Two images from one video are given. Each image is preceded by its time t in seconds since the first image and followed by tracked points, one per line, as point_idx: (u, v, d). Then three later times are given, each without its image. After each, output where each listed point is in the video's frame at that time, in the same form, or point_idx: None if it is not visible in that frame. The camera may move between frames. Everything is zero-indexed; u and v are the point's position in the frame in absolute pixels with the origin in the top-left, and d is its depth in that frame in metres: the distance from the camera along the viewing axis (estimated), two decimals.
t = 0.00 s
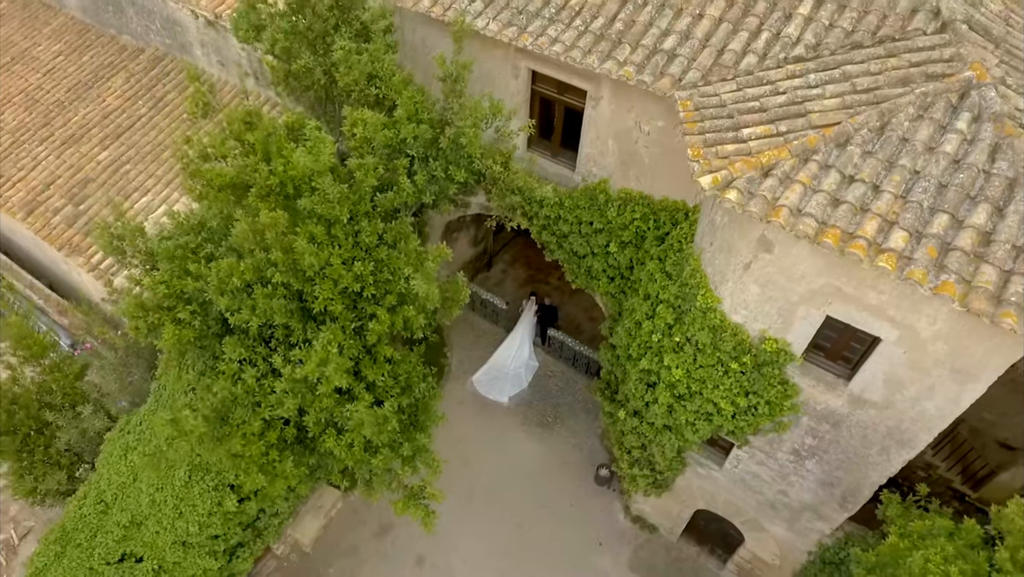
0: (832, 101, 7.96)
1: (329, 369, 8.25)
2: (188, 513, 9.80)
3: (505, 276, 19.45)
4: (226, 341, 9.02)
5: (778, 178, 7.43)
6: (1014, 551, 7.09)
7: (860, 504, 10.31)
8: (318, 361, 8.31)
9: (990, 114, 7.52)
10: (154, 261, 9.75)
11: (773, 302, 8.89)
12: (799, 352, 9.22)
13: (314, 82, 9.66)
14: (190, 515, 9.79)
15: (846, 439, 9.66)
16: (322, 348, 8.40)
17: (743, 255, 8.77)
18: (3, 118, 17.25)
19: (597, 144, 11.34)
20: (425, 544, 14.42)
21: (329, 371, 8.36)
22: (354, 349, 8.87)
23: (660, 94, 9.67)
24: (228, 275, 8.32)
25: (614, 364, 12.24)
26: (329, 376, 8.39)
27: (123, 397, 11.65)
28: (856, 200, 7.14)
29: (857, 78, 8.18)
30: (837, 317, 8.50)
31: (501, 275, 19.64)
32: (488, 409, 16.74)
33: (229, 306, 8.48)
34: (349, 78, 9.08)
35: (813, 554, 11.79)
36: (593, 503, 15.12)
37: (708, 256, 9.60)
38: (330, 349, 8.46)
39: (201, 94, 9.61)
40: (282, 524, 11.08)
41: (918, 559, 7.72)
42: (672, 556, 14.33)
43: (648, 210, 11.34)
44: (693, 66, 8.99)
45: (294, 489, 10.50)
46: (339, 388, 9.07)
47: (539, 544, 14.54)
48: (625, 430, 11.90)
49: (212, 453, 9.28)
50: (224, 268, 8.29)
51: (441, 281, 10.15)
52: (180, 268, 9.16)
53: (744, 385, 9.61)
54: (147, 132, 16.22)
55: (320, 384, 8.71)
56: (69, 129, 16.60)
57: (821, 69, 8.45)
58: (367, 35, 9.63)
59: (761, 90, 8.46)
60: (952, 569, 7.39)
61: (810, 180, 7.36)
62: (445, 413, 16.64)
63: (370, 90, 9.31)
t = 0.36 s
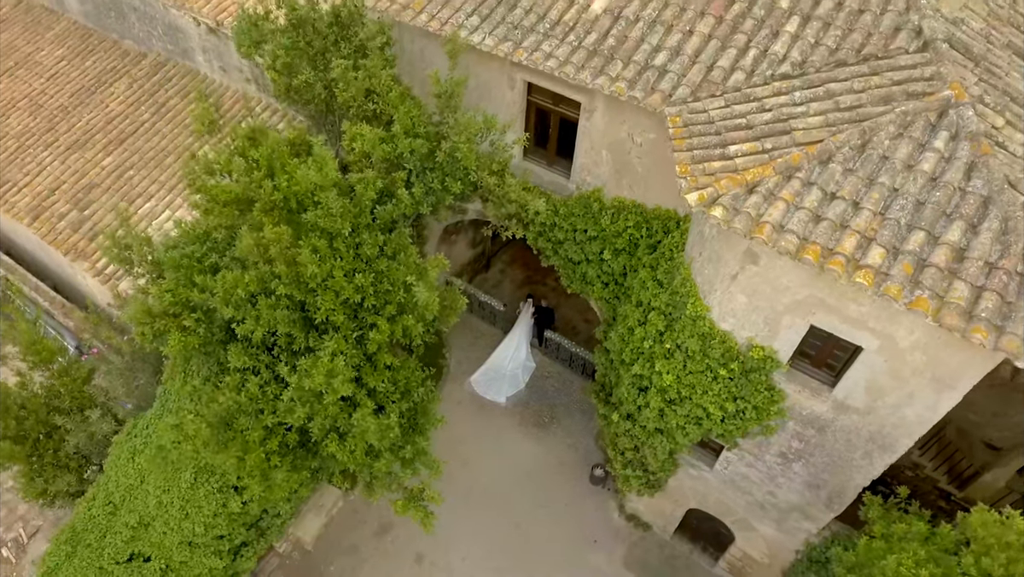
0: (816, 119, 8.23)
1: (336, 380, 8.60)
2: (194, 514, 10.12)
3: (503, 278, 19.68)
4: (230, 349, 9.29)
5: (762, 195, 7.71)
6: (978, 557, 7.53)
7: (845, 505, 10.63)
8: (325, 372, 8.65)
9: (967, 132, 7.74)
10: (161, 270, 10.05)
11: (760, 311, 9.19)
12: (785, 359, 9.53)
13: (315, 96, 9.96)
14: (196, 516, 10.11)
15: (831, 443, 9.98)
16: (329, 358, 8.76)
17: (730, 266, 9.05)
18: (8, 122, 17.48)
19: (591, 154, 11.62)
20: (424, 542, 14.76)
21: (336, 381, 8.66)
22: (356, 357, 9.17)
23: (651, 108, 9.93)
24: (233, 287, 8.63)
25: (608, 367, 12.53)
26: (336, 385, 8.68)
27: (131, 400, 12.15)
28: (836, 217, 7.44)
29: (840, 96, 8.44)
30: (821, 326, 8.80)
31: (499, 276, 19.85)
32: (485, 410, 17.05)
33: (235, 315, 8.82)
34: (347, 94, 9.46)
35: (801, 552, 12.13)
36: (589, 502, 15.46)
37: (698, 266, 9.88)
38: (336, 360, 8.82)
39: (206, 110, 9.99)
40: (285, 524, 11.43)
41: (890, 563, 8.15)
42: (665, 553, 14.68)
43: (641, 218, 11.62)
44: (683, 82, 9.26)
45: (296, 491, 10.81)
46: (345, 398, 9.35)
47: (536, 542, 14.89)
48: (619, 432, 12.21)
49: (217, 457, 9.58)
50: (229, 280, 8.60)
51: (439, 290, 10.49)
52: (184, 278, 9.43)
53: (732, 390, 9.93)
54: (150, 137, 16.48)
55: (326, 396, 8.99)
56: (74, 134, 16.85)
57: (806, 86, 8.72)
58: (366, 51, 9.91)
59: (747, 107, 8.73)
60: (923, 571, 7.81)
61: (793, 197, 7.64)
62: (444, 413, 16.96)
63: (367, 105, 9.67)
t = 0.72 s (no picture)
0: (799, 137, 8.52)
1: (339, 388, 8.92)
2: (199, 516, 10.47)
3: (500, 279, 19.94)
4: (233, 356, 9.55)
5: (746, 212, 8.00)
6: (938, 564, 8.00)
7: (830, 506, 10.99)
8: (327, 380, 8.97)
9: (944, 151, 7.99)
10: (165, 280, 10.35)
11: (746, 321, 9.50)
12: (771, 365, 9.86)
13: (315, 111, 10.23)
14: (201, 518, 10.45)
15: (815, 447, 10.32)
16: (332, 368, 9.08)
17: (717, 277, 9.35)
18: (11, 128, 17.75)
19: (585, 165, 11.90)
20: (423, 541, 15.11)
21: (341, 390, 9.00)
22: (356, 365, 9.48)
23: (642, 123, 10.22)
24: (236, 298, 8.95)
25: (601, 371, 12.85)
26: (340, 393, 9.00)
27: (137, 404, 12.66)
28: (816, 234, 7.74)
29: (823, 114, 8.72)
30: (805, 336, 9.12)
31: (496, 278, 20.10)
32: (482, 410, 17.37)
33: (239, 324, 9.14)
34: (346, 110, 9.74)
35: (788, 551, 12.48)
36: (584, 501, 15.82)
37: (687, 275, 10.18)
38: (339, 368, 9.14)
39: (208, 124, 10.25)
40: (286, 523, 11.81)
41: (857, 571, 8.56)
42: (657, 551, 15.06)
43: (633, 228, 11.93)
44: (672, 99, 9.55)
45: (298, 493, 11.16)
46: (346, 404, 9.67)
47: (532, 540, 15.25)
48: (612, 435, 12.54)
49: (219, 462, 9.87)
50: (233, 292, 8.94)
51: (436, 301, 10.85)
52: (188, 288, 9.72)
53: (720, 396, 10.25)
54: (152, 143, 16.74)
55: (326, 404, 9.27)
56: (77, 140, 17.12)
57: (791, 104, 9.00)
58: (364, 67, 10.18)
59: (734, 124, 9.02)
60: None
61: (775, 214, 7.94)
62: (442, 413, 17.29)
63: (365, 121, 9.98)
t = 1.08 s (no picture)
0: (784, 154, 8.80)
1: (339, 397, 9.22)
2: (204, 518, 10.80)
3: (498, 281, 20.20)
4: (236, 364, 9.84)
5: (732, 228, 8.30)
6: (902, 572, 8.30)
7: (816, 508, 11.32)
8: (328, 389, 9.27)
9: (923, 169, 8.23)
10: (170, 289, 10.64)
11: (733, 330, 9.81)
12: (757, 373, 10.17)
13: (316, 125, 10.51)
14: (206, 520, 10.79)
15: (801, 451, 10.64)
16: (332, 377, 9.37)
17: (706, 287, 9.64)
18: (15, 133, 18.00)
19: (579, 175, 12.17)
20: (421, 540, 15.46)
21: (341, 399, 9.31)
22: (356, 373, 9.78)
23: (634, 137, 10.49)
24: (238, 309, 9.31)
25: (595, 375, 13.16)
26: (340, 402, 9.30)
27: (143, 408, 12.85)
28: (798, 250, 8.05)
29: (807, 132, 8.99)
30: (790, 345, 9.42)
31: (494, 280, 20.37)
32: (480, 411, 17.69)
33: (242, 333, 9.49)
34: (346, 126, 10.02)
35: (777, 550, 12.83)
36: (579, 500, 16.17)
37: (677, 284, 10.47)
38: (339, 377, 9.44)
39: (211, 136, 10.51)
40: (288, 524, 12.19)
41: None
42: (650, 549, 15.41)
43: (626, 237, 12.22)
44: (662, 114, 9.83)
45: (299, 494, 11.51)
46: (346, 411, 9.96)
47: (528, 539, 15.60)
48: (605, 438, 12.87)
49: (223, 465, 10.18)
50: (235, 304, 9.31)
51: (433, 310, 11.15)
52: (194, 298, 10.05)
53: (709, 402, 10.57)
54: (155, 149, 17.02)
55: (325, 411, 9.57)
56: (81, 146, 17.38)
57: (777, 121, 9.27)
58: (363, 82, 10.45)
59: (721, 140, 9.30)
60: None
61: (760, 230, 8.23)
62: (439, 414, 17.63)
63: (365, 136, 10.28)
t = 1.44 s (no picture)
0: (770, 171, 9.10)
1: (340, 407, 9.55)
2: (210, 520, 11.16)
3: (496, 283, 20.46)
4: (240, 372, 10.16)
5: (719, 244, 8.61)
6: None
7: (803, 510, 11.68)
8: (329, 399, 9.60)
9: (904, 188, 8.50)
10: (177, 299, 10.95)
11: (721, 340, 10.14)
12: (746, 380, 10.49)
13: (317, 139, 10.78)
14: (212, 522, 11.14)
15: (788, 456, 10.98)
16: (333, 387, 9.69)
17: (696, 298, 9.96)
18: (21, 138, 18.27)
19: (574, 185, 12.48)
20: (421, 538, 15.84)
21: (341, 409, 9.63)
22: (356, 381, 10.09)
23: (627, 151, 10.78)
24: (242, 320, 9.70)
25: (590, 380, 13.48)
26: (340, 412, 9.62)
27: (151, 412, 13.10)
28: (783, 266, 8.37)
29: (793, 149, 9.28)
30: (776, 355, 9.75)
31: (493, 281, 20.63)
32: (478, 412, 18.03)
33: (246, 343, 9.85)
34: (347, 141, 10.32)
35: (767, 550, 13.18)
36: (575, 500, 16.53)
37: (670, 294, 10.78)
38: (339, 388, 9.75)
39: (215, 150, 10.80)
40: (291, 524, 12.54)
41: None
42: (645, 548, 15.81)
43: (620, 246, 12.53)
44: (654, 130, 10.12)
45: (301, 496, 11.86)
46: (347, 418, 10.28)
47: (525, 537, 15.98)
48: (600, 441, 13.21)
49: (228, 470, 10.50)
50: (240, 315, 9.71)
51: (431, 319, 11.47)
52: (200, 309, 10.38)
53: (699, 408, 10.90)
54: (158, 155, 17.28)
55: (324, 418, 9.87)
56: (85, 152, 17.66)
57: (764, 138, 9.57)
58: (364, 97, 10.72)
59: (711, 157, 9.61)
60: None
61: (746, 247, 8.55)
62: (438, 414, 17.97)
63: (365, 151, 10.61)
